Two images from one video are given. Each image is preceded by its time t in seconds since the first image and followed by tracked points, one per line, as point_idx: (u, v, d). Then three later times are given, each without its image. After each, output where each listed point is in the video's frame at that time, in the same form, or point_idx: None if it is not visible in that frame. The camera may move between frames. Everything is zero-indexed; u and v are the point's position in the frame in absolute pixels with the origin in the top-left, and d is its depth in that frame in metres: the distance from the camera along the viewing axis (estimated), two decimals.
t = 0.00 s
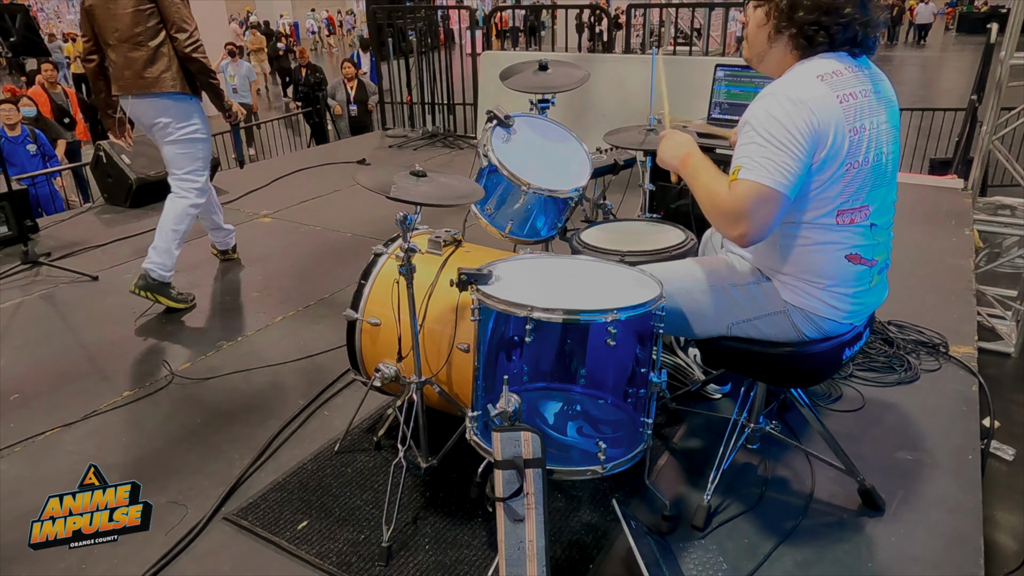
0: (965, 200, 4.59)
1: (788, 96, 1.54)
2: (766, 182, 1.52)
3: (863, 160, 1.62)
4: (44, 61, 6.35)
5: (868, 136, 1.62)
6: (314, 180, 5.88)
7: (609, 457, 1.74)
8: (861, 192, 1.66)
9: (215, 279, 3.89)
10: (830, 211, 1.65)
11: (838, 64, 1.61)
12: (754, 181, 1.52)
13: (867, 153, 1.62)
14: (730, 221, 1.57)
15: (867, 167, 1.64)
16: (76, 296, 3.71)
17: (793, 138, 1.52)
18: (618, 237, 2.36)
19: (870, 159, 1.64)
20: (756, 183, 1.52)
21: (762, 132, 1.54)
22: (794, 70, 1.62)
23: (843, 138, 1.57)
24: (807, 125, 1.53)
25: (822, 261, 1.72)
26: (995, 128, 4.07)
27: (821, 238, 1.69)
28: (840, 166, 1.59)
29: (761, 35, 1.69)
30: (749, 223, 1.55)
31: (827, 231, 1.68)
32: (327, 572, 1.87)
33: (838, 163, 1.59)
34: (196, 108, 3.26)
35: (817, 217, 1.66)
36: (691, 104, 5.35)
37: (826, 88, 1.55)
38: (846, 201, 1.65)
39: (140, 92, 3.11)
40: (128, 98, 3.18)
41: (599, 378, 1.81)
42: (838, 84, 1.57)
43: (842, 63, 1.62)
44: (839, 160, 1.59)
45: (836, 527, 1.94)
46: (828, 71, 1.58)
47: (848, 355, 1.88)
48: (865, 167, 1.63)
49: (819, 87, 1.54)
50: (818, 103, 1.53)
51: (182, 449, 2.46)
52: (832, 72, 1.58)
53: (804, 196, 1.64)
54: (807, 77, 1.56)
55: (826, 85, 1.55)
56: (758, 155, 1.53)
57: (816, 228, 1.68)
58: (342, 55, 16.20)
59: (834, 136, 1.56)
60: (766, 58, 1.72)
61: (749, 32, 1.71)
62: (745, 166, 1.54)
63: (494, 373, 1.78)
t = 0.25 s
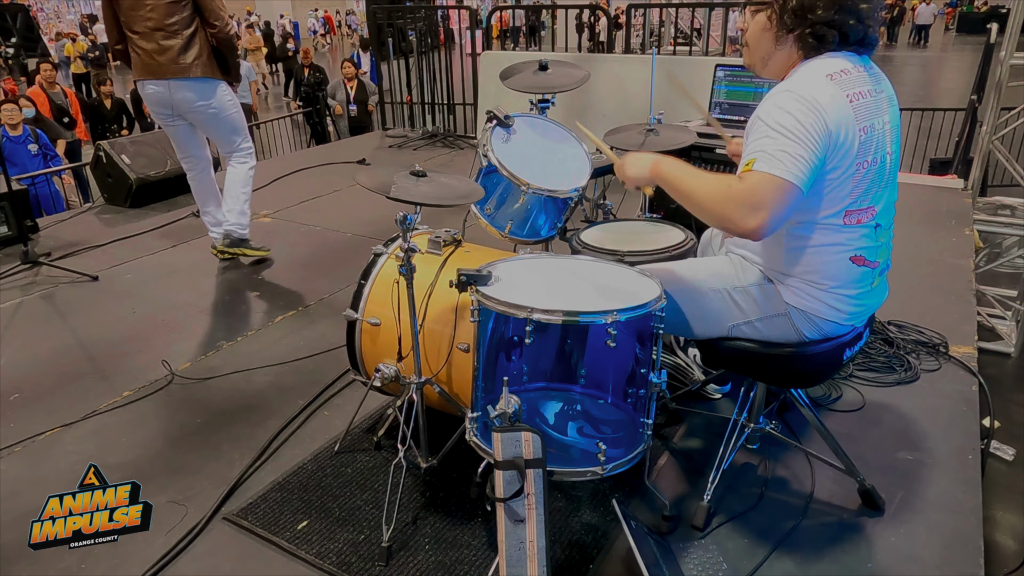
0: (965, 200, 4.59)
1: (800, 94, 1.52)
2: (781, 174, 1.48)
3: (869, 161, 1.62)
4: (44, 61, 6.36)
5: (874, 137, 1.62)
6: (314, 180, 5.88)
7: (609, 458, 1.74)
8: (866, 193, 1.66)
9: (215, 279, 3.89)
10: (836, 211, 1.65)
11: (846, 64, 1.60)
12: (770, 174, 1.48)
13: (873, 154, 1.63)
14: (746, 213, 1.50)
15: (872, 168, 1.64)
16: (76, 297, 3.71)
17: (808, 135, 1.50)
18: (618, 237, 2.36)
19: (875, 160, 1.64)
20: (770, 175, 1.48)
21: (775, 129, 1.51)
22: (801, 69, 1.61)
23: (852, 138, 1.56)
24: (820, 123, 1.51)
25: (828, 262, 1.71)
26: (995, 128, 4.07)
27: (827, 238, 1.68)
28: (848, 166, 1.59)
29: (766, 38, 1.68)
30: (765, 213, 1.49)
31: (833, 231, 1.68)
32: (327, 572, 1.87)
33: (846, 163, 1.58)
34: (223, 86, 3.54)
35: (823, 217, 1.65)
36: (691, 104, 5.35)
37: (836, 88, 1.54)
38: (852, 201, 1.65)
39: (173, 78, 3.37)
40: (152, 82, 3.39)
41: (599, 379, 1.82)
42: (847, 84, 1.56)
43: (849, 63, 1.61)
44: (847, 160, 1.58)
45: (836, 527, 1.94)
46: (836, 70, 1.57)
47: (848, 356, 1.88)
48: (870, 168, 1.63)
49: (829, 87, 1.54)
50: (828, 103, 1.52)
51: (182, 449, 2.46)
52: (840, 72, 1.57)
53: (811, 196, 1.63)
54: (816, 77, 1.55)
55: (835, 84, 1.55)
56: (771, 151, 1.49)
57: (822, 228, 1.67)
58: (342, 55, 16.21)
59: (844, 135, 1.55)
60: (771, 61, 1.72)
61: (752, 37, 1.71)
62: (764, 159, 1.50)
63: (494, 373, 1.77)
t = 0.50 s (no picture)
0: (965, 200, 4.59)
1: (787, 107, 1.53)
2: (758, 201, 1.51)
3: (864, 164, 1.62)
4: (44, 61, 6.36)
5: (869, 141, 1.61)
6: (314, 180, 5.89)
7: (609, 458, 1.75)
8: (864, 196, 1.66)
9: (215, 279, 3.89)
10: (832, 218, 1.65)
11: (836, 69, 1.60)
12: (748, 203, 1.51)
13: (868, 158, 1.62)
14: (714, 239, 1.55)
15: (869, 171, 1.63)
16: (76, 297, 3.71)
17: (794, 151, 1.52)
18: (618, 237, 2.36)
19: (872, 163, 1.63)
20: (744, 205, 1.51)
21: (763, 143, 1.52)
22: (792, 78, 1.61)
23: (843, 145, 1.57)
24: (809, 136, 1.52)
25: (825, 266, 1.72)
26: (995, 128, 4.07)
27: (824, 243, 1.69)
28: (842, 172, 1.59)
29: (756, 39, 1.67)
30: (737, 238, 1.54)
31: (830, 236, 1.68)
32: (327, 572, 1.87)
33: (839, 170, 1.59)
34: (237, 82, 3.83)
35: (820, 223, 1.66)
36: (691, 104, 5.35)
37: (825, 97, 1.54)
38: (848, 206, 1.65)
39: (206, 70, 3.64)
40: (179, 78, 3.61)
41: (599, 377, 1.77)
42: (838, 91, 1.56)
43: (840, 68, 1.61)
44: (841, 167, 1.58)
45: (836, 527, 1.94)
46: (826, 78, 1.57)
47: (849, 355, 1.88)
48: (867, 171, 1.63)
49: (819, 97, 1.53)
50: (818, 113, 1.52)
51: (182, 449, 2.46)
52: (830, 80, 1.57)
53: (807, 204, 1.63)
54: (806, 86, 1.55)
55: (824, 93, 1.54)
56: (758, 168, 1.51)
57: (819, 234, 1.68)
58: (342, 55, 16.21)
59: (836, 144, 1.55)
60: (762, 62, 1.71)
61: (741, 38, 1.70)
62: (740, 183, 1.52)
63: (494, 373, 1.78)
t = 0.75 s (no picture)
0: (965, 200, 4.59)
1: (781, 107, 1.52)
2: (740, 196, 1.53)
3: (861, 167, 1.62)
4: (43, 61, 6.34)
5: (867, 143, 1.61)
6: (314, 180, 5.89)
7: (609, 458, 1.74)
8: (861, 198, 1.66)
9: (215, 279, 3.89)
10: (828, 220, 1.65)
11: (833, 70, 1.60)
12: (730, 197, 1.53)
13: (866, 160, 1.62)
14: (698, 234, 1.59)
15: (866, 173, 1.63)
16: (77, 297, 3.71)
17: (788, 152, 1.52)
18: (618, 237, 2.36)
19: (869, 165, 1.63)
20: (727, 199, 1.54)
21: (756, 144, 1.52)
22: (789, 79, 1.61)
23: (840, 147, 1.57)
24: (804, 137, 1.52)
25: (822, 268, 1.71)
26: (995, 128, 4.07)
27: (821, 246, 1.69)
28: (838, 174, 1.59)
29: (768, 27, 1.69)
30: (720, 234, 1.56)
31: (826, 238, 1.68)
32: (327, 572, 1.87)
33: (836, 171, 1.59)
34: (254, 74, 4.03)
35: (815, 225, 1.66)
36: (691, 104, 5.35)
37: (822, 99, 1.54)
38: (845, 209, 1.65)
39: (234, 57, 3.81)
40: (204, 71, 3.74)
41: (600, 378, 1.81)
42: (834, 93, 1.56)
43: (838, 70, 1.60)
44: (838, 168, 1.59)
45: (836, 527, 1.94)
46: (823, 80, 1.57)
47: (849, 357, 1.88)
48: (863, 174, 1.63)
49: (814, 98, 1.53)
50: (813, 115, 1.52)
51: (182, 449, 2.46)
52: (827, 82, 1.57)
53: (803, 205, 1.63)
54: (802, 88, 1.55)
55: (820, 94, 1.54)
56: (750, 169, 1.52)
57: (815, 236, 1.68)
58: (342, 55, 16.22)
59: (832, 145, 1.55)
60: (770, 52, 1.73)
61: (756, 25, 1.72)
62: (726, 178, 1.54)
63: (494, 373, 1.78)
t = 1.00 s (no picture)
0: (965, 200, 4.59)
1: (773, 99, 1.55)
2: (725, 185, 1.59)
3: (857, 162, 1.62)
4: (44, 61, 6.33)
5: (864, 139, 1.61)
6: (314, 180, 5.89)
7: (609, 458, 1.75)
8: (857, 194, 1.66)
9: (215, 279, 3.89)
10: (823, 214, 1.66)
11: (833, 65, 1.60)
12: (718, 184, 1.59)
13: (862, 156, 1.62)
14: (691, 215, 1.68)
15: (863, 168, 1.63)
16: (77, 297, 3.71)
17: (776, 144, 1.55)
18: (618, 237, 2.36)
19: (866, 160, 1.63)
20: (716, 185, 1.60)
21: (746, 135, 1.56)
22: (787, 72, 1.63)
23: (835, 141, 1.57)
24: (794, 129, 1.55)
25: (816, 263, 1.72)
26: (995, 128, 4.07)
27: (815, 240, 1.70)
28: (832, 168, 1.60)
29: (766, 26, 1.69)
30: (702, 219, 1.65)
31: (821, 232, 1.69)
32: (327, 572, 1.87)
33: (832, 166, 1.59)
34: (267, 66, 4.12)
35: (809, 219, 1.67)
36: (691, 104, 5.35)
37: (816, 92, 1.55)
38: (840, 203, 1.65)
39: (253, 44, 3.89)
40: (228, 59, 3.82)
41: (599, 379, 1.81)
42: (831, 87, 1.56)
43: (837, 65, 1.61)
44: (833, 163, 1.59)
45: (836, 526, 1.94)
46: (820, 73, 1.58)
47: (848, 355, 1.88)
48: (860, 169, 1.63)
49: (808, 91, 1.55)
50: (805, 107, 1.54)
51: (182, 449, 2.46)
52: (824, 75, 1.57)
53: (796, 198, 1.65)
54: (797, 80, 1.57)
55: (815, 88, 1.55)
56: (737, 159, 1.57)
57: (810, 230, 1.69)
58: (342, 55, 16.21)
59: (825, 140, 1.56)
60: (769, 50, 1.73)
61: (756, 22, 1.71)
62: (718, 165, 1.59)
63: (494, 373, 1.78)
